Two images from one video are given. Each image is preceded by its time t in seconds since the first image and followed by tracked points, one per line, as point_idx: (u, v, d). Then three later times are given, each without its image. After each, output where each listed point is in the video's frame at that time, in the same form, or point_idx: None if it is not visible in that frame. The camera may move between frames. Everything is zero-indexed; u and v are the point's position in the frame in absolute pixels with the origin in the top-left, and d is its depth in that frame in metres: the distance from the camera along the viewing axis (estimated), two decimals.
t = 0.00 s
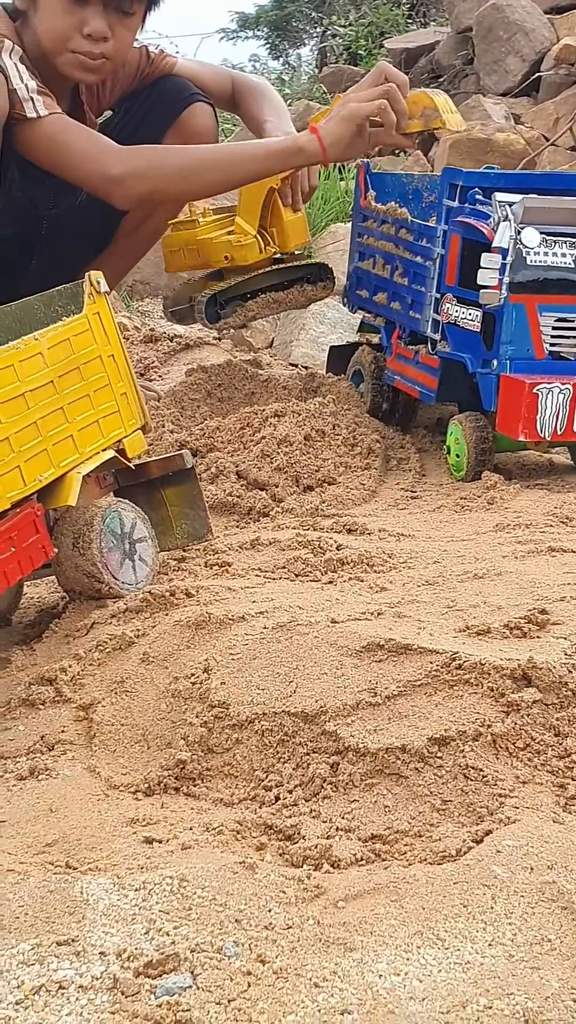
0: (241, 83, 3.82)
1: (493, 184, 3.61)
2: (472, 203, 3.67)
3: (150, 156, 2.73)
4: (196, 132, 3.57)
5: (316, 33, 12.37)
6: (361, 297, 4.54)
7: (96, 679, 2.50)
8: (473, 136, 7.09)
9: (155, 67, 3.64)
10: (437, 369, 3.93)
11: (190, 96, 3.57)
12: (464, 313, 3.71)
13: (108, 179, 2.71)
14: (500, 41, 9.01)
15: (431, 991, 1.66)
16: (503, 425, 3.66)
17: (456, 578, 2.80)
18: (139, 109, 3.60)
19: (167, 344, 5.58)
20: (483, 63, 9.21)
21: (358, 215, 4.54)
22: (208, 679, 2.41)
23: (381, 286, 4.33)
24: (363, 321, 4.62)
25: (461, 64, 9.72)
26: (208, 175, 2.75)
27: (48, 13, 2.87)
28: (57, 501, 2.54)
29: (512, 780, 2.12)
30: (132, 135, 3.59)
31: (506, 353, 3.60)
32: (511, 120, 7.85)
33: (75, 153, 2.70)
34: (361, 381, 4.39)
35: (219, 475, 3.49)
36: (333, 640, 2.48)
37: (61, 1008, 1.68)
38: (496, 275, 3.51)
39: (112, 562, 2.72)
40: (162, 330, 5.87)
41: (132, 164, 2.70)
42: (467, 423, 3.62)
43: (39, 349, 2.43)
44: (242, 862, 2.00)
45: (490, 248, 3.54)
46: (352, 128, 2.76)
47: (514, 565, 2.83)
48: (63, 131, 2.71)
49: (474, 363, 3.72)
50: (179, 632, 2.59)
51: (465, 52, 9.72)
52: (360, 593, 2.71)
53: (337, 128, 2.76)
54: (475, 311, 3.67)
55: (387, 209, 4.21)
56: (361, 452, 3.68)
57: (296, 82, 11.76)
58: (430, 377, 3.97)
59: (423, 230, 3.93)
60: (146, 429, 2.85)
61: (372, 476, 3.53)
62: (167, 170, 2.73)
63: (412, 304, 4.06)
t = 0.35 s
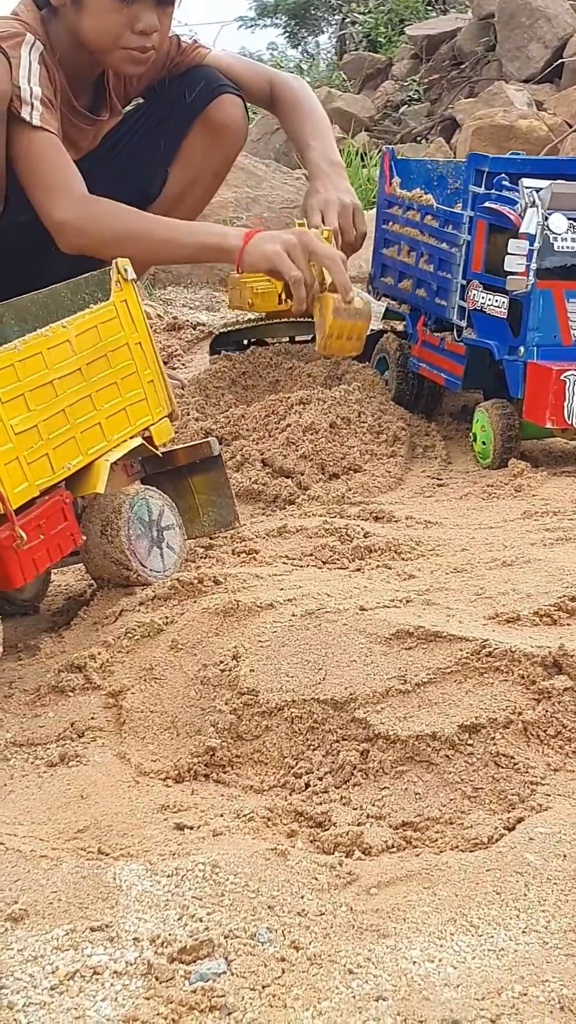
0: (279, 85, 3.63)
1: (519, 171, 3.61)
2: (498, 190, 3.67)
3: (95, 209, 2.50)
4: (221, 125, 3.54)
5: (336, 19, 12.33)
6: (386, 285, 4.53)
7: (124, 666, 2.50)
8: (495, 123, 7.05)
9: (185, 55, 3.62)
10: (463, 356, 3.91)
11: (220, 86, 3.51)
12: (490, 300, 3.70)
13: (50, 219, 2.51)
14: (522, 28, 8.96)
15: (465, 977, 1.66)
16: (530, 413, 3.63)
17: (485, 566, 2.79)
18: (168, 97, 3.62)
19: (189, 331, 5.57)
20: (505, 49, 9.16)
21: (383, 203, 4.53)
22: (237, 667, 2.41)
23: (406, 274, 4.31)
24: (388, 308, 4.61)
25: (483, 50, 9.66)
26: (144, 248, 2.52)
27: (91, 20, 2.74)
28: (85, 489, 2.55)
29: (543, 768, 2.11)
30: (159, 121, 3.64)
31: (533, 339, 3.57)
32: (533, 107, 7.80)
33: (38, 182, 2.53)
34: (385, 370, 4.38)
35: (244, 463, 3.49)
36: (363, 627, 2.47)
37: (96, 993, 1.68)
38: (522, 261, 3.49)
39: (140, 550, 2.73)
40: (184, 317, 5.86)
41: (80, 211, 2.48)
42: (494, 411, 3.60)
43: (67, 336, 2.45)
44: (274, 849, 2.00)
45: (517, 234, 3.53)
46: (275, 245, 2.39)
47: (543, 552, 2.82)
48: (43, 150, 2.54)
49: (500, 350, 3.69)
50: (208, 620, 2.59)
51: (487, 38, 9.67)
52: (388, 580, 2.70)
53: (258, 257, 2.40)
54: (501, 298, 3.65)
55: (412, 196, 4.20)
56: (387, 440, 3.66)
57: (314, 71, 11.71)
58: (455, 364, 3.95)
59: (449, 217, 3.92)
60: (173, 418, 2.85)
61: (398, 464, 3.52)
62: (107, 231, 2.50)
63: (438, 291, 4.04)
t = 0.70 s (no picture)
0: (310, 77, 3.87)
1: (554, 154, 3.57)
2: (533, 173, 3.61)
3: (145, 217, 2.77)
4: (254, 114, 3.64)
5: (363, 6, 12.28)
6: (418, 270, 4.51)
7: (161, 652, 2.51)
8: (525, 108, 7.00)
9: (219, 43, 3.68)
10: (496, 342, 3.87)
11: (255, 75, 3.61)
12: (525, 285, 3.63)
13: (103, 219, 2.76)
14: (552, 12, 8.97)
15: (508, 963, 1.65)
16: (565, 399, 3.58)
17: (521, 552, 2.77)
18: (200, 86, 3.66)
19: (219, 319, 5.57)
20: (535, 34, 9.11)
21: (415, 188, 4.52)
22: (273, 653, 2.41)
23: (439, 259, 4.29)
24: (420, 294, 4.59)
25: (512, 36, 9.60)
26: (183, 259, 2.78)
27: (126, 19, 2.92)
28: (120, 475, 2.58)
29: None
30: (191, 111, 3.68)
31: (568, 324, 3.48)
32: (562, 92, 7.74)
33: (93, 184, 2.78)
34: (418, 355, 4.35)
35: (277, 450, 3.49)
36: (399, 613, 2.46)
37: (138, 977, 1.69)
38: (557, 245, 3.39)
39: (175, 536, 2.73)
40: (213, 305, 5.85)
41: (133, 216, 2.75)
42: (528, 397, 3.58)
43: (102, 321, 2.47)
44: (313, 834, 2.00)
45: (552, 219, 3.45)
46: (322, 318, 2.66)
47: None
48: (96, 153, 2.80)
49: (535, 335, 3.63)
50: (243, 606, 2.59)
51: (516, 23, 9.60)
52: (424, 566, 2.69)
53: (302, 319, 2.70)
54: (536, 283, 3.57)
55: (444, 181, 4.18)
56: (420, 426, 3.65)
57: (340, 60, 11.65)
58: (489, 350, 3.91)
59: (482, 201, 3.89)
60: (207, 404, 2.88)
61: (431, 450, 3.51)
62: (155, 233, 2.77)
63: (471, 276, 4.01)
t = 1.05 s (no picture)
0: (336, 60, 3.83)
1: None
2: (562, 162, 3.57)
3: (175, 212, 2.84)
4: (280, 101, 3.64)
5: None
6: (447, 259, 4.49)
7: (192, 641, 2.51)
8: (552, 97, 6.94)
9: (244, 30, 3.69)
10: (526, 331, 3.84)
11: (280, 61, 3.61)
12: (555, 274, 3.60)
13: (133, 218, 2.82)
14: None
15: (544, 954, 1.64)
16: None
17: (552, 542, 2.75)
18: (227, 75, 3.67)
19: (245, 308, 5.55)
20: (561, 22, 9.04)
21: (443, 176, 4.49)
22: (303, 642, 2.41)
23: (467, 248, 4.27)
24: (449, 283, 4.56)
25: (538, 24, 9.53)
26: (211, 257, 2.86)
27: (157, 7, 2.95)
28: (151, 465, 2.58)
29: None
30: (219, 100, 3.68)
31: None
32: None
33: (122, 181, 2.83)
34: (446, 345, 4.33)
35: (305, 440, 3.48)
36: (430, 603, 2.46)
37: (173, 965, 1.69)
38: None
39: (205, 525, 2.73)
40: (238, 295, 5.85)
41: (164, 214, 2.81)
42: (556, 385, 3.55)
43: (133, 311, 2.49)
44: (346, 823, 2.00)
45: None
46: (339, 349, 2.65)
47: None
48: (127, 150, 2.83)
49: (565, 324, 3.59)
50: (273, 595, 2.58)
51: (542, 11, 9.53)
52: (454, 555, 2.68)
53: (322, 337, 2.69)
54: (566, 272, 3.54)
55: (473, 170, 4.16)
56: (449, 416, 3.63)
57: (364, 49, 11.60)
58: (518, 339, 3.89)
59: (512, 190, 3.87)
60: (237, 394, 2.90)
61: (460, 440, 3.49)
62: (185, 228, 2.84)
63: (500, 265, 3.99)
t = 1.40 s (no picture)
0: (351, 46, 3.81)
1: None
2: None
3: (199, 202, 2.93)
4: (295, 88, 3.62)
5: None
6: (470, 251, 4.47)
7: (214, 632, 2.51)
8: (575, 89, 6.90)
9: (254, 16, 3.66)
10: (549, 324, 3.82)
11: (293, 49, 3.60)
12: None
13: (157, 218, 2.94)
14: None
15: (569, 948, 1.64)
16: None
17: None
18: (240, 65, 3.65)
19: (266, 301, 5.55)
20: None
21: (467, 168, 4.46)
22: (326, 634, 2.40)
23: (491, 240, 4.25)
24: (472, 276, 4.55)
25: (560, 15, 9.48)
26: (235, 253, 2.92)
27: None
28: (174, 456, 2.59)
29: None
30: (233, 89, 3.66)
31: None
32: None
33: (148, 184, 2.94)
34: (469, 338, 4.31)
35: (327, 433, 3.48)
36: (453, 596, 2.45)
37: (197, 955, 1.69)
38: None
39: (227, 517, 2.73)
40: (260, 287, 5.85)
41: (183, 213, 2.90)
42: None
43: (157, 302, 2.50)
44: (369, 816, 1.99)
45: None
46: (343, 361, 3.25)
47: None
48: (145, 148, 2.92)
49: None
50: (296, 587, 2.58)
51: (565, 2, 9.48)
52: (477, 549, 2.67)
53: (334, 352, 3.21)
54: None
55: (497, 162, 4.13)
56: (471, 408, 3.61)
57: (385, 41, 11.54)
58: (541, 332, 3.87)
59: (535, 183, 3.84)
60: (260, 386, 2.90)
61: (482, 433, 3.48)
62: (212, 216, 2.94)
63: (523, 258, 3.97)
